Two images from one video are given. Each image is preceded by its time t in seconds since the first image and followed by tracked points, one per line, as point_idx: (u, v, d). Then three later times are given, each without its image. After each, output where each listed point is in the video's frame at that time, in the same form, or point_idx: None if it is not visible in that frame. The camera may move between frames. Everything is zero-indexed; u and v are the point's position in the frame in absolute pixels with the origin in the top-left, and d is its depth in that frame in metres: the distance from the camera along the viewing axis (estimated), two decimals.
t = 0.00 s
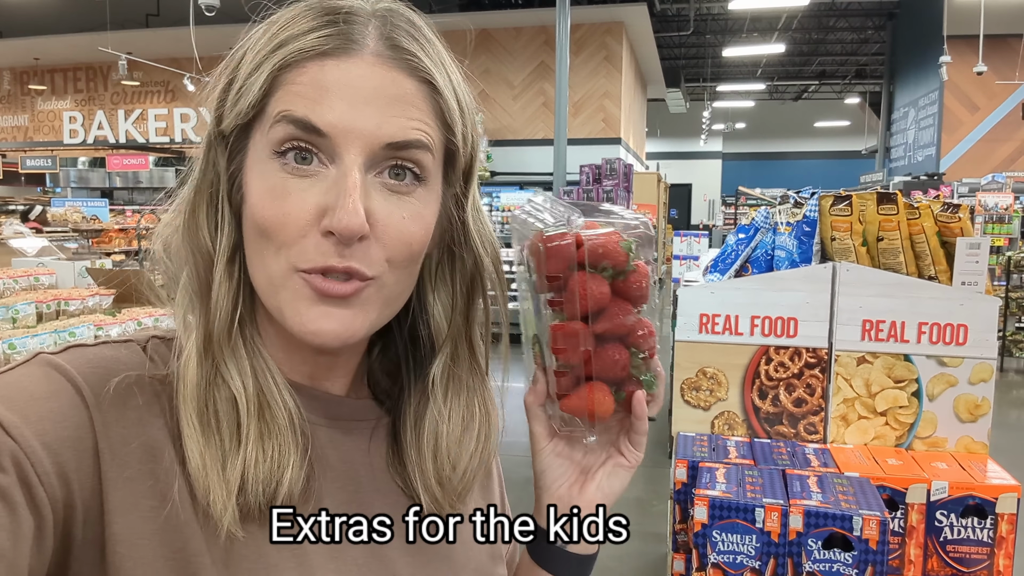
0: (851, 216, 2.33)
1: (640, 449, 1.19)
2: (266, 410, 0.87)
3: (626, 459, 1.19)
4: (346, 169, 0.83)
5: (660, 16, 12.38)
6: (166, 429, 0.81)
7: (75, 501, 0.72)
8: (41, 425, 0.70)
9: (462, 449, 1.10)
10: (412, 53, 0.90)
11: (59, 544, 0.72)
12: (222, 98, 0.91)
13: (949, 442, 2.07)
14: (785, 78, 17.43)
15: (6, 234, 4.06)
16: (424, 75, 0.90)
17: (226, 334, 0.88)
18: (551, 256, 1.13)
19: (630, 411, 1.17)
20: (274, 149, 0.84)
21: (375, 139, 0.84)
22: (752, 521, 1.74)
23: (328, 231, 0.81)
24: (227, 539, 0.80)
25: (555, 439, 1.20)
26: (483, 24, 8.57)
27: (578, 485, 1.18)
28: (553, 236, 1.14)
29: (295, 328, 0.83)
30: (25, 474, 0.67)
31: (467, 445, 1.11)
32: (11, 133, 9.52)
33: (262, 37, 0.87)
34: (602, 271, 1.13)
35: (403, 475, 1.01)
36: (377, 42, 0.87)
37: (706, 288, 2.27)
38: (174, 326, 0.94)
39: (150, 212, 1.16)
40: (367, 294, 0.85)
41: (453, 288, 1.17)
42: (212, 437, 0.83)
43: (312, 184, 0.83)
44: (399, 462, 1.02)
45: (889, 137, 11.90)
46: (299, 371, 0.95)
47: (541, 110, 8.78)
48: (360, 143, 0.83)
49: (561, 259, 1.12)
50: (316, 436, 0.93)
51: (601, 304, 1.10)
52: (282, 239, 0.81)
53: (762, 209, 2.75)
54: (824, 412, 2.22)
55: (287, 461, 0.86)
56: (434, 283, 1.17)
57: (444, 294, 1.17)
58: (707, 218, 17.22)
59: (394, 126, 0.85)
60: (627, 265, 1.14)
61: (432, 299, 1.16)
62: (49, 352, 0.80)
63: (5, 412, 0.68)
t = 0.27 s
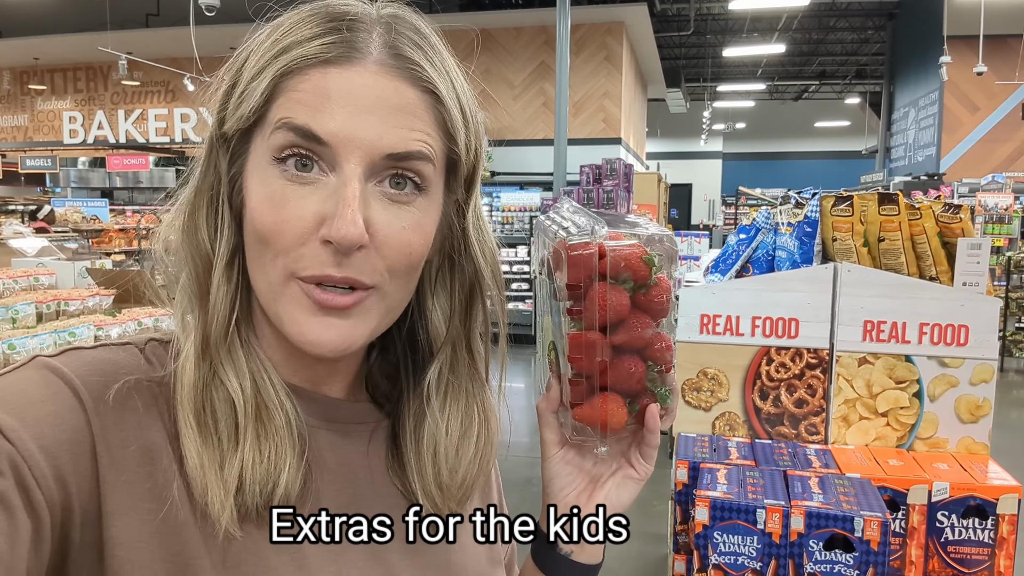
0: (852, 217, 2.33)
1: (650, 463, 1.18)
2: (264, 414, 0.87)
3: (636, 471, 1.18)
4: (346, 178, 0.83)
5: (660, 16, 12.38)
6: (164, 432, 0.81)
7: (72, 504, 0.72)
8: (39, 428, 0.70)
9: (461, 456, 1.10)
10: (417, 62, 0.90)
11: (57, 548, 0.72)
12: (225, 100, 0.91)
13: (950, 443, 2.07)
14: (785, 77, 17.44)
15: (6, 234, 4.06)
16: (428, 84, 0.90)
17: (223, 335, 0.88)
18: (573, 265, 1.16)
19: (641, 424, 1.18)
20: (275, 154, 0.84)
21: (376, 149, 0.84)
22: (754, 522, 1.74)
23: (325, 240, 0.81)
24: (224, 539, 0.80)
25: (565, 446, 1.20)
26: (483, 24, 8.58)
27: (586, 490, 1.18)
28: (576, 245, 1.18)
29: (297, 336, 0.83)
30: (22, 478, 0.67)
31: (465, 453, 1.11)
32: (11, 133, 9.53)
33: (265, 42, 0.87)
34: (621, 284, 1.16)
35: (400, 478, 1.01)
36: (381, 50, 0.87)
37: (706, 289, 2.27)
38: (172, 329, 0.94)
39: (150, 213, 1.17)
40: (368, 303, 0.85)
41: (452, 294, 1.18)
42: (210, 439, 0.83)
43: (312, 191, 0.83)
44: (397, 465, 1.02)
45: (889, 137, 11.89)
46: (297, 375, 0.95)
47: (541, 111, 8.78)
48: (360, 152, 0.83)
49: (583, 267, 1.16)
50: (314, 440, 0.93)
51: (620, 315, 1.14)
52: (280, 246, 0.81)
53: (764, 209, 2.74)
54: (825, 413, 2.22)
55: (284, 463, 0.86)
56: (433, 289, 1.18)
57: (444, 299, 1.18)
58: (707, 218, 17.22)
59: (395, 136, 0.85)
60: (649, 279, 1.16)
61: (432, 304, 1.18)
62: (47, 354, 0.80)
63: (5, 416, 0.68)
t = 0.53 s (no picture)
0: (851, 217, 2.33)
1: (655, 463, 1.19)
2: (263, 416, 0.87)
3: (641, 471, 1.18)
4: (348, 181, 0.83)
5: (660, 16, 12.38)
6: (162, 434, 0.81)
7: (71, 505, 0.72)
8: (37, 429, 0.70)
9: (459, 457, 1.10)
10: (419, 65, 0.89)
11: (56, 550, 0.72)
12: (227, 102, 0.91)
13: (949, 443, 2.07)
14: (785, 77, 17.43)
15: (6, 234, 4.07)
16: (430, 87, 0.90)
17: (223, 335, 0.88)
18: (589, 270, 1.13)
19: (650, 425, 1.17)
20: (276, 156, 0.84)
21: (378, 152, 0.84)
22: (753, 522, 1.74)
23: (327, 242, 0.82)
24: (222, 540, 0.80)
25: (574, 449, 1.20)
26: (483, 24, 8.58)
27: (589, 490, 1.18)
28: (594, 252, 1.15)
29: (297, 339, 0.83)
30: (21, 479, 0.67)
31: (463, 454, 1.11)
32: (11, 133, 9.55)
33: (267, 42, 0.87)
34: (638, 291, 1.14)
35: (399, 480, 1.01)
36: (384, 53, 0.87)
37: (706, 289, 2.28)
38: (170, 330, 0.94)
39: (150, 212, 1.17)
40: (368, 303, 0.85)
41: (451, 296, 1.18)
42: (209, 439, 0.83)
43: (313, 194, 0.83)
44: (394, 468, 1.01)
45: (889, 137, 11.89)
46: (295, 377, 0.95)
47: (541, 111, 8.78)
48: (361, 155, 0.83)
49: (598, 273, 1.13)
50: (312, 440, 0.93)
51: (637, 323, 1.12)
52: (280, 245, 0.82)
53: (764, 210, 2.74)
54: (825, 413, 2.21)
55: (285, 463, 0.87)
56: (432, 291, 1.18)
57: (442, 301, 1.18)
58: (707, 218, 17.22)
59: (397, 139, 0.85)
60: (663, 285, 1.14)
61: (431, 306, 1.18)
62: (45, 356, 0.80)
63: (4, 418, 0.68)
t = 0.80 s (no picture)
0: (851, 217, 2.32)
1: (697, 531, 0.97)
2: (260, 422, 0.80)
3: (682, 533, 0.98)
4: (361, 195, 0.80)
5: (660, 16, 12.39)
6: (155, 437, 0.74)
7: (63, 506, 0.66)
8: (25, 429, 0.64)
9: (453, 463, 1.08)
10: (433, 78, 0.85)
11: (48, 555, 0.65)
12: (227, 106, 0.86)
13: (949, 442, 2.08)
14: (785, 77, 17.45)
15: (5, 234, 4.07)
16: (443, 101, 0.86)
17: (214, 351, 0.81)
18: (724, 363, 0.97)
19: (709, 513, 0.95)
20: (285, 166, 0.79)
21: (391, 165, 0.80)
22: (752, 522, 1.74)
23: (340, 256, 0.79)
24: (219, 544, 0.74)
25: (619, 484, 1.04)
26: (483, 24, 8.59)
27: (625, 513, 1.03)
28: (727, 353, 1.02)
29: (299, 356, 0.80)
30: (11, 482, 0.61)
31: (455, 456, 1.09)
32: (11, 133, 9.58)
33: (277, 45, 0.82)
34: (708, 375, 0.99)
35: (392, 479, 0.96)
36: (398, 64, 0.82)
37: (705, 289, 2.28)
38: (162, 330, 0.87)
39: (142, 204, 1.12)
40: (368, 324, 0.83)
41: (448, 302, 1.18)
42: (202, 443, 0.76)
43: (325, 206, 0.79)
44: (388, 466, 0.97)
45: (889, 137, 11.90)
46: (288, 377, 0.89)
47: (541, 111, 8.79)
48: (375, 168, 0.80)
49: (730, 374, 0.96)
50: (306, 440, 0.88)
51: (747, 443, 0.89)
52: (289, 258, 0.78)
53: (763, 210, 2.74)
54: (824, 413, 2.22)
55: (282, 464, 0.80)
56: (426, 294, 1.18)
57: (438, 305, 1.18)
58: (707, 218, 17.23)
59: (412, 152, 0.81)
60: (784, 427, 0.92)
61: (426, 309, 1.17)
62: (35, 356, 0.74)
63: None
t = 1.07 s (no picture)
0: (854, 219, 2.30)
1: None
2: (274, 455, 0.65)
3: None
4: (441, 271, 0.64)
5: (666, 18, 12.40)
6: (137, 446, 0.58)
7: (39, 512, 0.52)
8: None
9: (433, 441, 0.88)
10: (500, 147, 0.70)
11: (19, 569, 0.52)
12: (259, 137, 0.59)
13: (950, 444, 2.07)
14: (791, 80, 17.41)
15: (11, 236, 4.13)
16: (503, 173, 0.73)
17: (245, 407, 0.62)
18: None
19: None
20: (365, 235, 0.59)
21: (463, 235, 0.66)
22: (754, 525, 1.73)
23: (413, 315, 0.63)
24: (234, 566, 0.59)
25: None
26: (488, 26, 8.61)
27: None
28: None
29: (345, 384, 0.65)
30: None
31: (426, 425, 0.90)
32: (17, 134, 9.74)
33: (370, 101, 0.60)
34: None
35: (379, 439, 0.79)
36: (483, 147, 0.66)
37: (707, 292, 2.28)
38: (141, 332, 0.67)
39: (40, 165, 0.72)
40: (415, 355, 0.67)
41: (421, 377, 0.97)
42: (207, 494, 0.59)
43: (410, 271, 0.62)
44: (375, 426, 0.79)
45: (894, 140, 11.88)
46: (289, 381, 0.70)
47: (546, 113, 8.81)
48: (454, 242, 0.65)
49: None
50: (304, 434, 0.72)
51: None
52: (363, 315, 0.60)
53: (767, 212, 2.75)
54: (827, 415, 2.21)
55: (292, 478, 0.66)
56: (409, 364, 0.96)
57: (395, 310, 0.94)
58: (713, 220, 17.20)
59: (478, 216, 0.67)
60: None
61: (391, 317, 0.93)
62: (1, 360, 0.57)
63: None
